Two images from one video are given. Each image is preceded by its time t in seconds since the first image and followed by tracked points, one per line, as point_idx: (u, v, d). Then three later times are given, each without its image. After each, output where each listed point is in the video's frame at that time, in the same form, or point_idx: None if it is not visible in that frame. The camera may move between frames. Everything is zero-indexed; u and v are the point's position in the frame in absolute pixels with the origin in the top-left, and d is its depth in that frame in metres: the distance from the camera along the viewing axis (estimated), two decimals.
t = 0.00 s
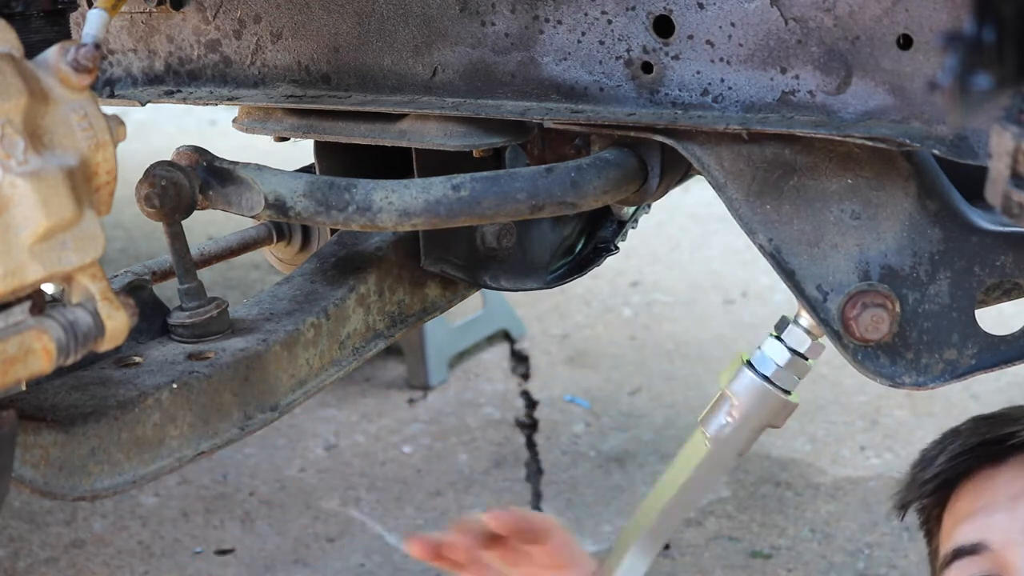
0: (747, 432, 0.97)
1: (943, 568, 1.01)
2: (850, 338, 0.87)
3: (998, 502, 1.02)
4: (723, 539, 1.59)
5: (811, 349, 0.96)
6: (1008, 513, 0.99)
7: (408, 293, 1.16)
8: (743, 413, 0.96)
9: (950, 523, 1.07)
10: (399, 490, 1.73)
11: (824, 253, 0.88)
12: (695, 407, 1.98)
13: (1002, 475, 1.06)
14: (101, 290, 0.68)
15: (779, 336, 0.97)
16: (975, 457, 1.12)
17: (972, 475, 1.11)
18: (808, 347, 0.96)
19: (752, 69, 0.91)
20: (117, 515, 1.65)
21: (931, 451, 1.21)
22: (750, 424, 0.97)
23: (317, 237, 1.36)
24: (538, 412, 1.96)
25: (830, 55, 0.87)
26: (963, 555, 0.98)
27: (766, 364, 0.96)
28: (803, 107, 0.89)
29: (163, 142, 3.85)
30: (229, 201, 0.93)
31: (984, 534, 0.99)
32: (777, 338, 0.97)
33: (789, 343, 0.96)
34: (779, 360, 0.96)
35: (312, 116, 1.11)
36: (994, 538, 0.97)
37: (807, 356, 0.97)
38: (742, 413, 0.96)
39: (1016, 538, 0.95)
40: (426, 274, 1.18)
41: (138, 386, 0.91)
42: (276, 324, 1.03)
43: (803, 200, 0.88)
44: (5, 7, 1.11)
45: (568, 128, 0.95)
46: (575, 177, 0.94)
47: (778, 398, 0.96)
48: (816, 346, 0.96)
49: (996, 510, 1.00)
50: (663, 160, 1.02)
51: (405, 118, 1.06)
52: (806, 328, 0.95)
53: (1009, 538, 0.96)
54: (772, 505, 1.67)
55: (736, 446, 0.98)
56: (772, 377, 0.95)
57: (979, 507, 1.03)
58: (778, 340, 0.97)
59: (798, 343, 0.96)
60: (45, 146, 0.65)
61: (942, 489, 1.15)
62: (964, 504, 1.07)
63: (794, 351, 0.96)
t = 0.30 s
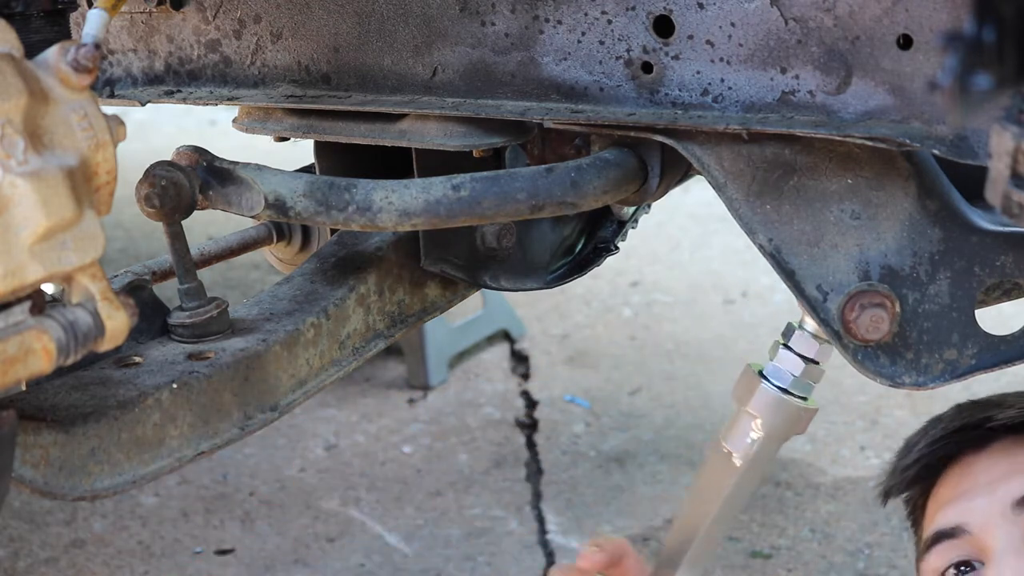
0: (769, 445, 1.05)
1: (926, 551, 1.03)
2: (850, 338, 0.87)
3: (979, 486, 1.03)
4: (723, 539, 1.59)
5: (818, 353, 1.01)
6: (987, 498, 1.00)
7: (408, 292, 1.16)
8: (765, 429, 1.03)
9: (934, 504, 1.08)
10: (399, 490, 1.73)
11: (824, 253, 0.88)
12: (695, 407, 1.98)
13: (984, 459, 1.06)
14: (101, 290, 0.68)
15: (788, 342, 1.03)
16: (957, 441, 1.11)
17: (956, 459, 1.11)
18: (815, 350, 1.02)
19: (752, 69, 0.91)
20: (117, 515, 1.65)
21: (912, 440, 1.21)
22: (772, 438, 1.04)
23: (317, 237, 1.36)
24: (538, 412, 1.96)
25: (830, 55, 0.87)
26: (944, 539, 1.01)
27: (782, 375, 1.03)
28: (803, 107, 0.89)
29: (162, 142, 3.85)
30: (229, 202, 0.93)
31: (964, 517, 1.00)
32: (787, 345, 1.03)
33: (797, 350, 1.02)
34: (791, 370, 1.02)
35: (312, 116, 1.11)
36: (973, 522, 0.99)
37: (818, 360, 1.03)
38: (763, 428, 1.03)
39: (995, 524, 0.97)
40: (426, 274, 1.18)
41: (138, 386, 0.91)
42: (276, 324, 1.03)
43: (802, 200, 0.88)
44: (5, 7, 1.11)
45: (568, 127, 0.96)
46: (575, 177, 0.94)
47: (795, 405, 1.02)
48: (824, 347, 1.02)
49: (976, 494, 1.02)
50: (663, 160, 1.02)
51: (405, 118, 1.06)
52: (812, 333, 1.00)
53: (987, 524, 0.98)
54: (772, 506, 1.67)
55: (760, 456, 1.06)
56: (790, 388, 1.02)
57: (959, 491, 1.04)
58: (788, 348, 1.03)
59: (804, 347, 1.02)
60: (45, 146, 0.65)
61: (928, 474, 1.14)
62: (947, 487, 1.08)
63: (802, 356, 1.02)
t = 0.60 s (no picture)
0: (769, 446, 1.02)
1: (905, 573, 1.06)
2: (849, 338, 0.87)
3: (945, 504, 1.06)
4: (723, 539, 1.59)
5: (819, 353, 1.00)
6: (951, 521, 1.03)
7: (408, 292, 1.16)
8: (765, 429, 1.00)
9: (907, 526, 1.11)
10: (399, 490, 1.73)
11: (824, 253, 0.88)
12: (695, 407, 1.98)
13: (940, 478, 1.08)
14: (101, 290, 0.68)
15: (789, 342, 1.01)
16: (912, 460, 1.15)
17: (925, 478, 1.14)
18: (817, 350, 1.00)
19: (752, 69, 0.91)
20: (117, 515, 1.65)
21: (879, 464, 1.25)
22: (772, 439, 1.01)
23: (317, 237, 1.36)
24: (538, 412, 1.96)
25: (830, 55, 0.87)
26: (920, 561, 1.04)
27: (783, 375, 1.01)
28: (803, 107, 0.89)
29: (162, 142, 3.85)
30: (229, 201, 0.93)
31: (934, 538, 1.03)
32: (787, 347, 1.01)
33: (799, 352, 1.00)
34: (792, 370, 1.00)
35: (312, 116, 1.11)
36: (944, 543, 1.02)
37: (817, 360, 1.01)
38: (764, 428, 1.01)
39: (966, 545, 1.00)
40: (426, 274, 1.18)
41: (138, 386, 0.91)
42: (276, 325, 1.03)
43: (802, 200, 0.88)
44: (5, 7, 1.11)
45: (568, 127, 0.96)
46: (575, 177, 0.94)
47: (794, 406, 1.00)
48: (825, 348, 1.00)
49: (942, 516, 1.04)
50: (663, 160, 1.02)
51: (405, 118, 1.06)
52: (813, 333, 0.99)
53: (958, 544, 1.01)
54: (772, 506, 1.67)
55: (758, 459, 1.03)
56: (791, 389, 1.00)
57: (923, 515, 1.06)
58: (789, 350, 1.01)
59: (807, 348, 1.00)
60: (45, 146, 0.65)
61: (894, 498, 1.19)
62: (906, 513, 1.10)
63: (805, 357, 1.00)
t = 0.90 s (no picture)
0: (733, 426, 0.95)
1: None
2: (850, 338, 0.86)
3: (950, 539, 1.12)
4: (723, 539, 1.59)
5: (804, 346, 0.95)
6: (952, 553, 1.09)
7: (408, 292, 1.16)
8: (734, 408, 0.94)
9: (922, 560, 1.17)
10: (399, 490, 1.73)
11: (824, 253, 0.88)
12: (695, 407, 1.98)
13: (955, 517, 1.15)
14: (101, 290, 0.68)
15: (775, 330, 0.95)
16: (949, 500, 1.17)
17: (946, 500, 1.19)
18: (802, 343, 0.94)
19: (752, 69, 0.91)
20: (117, 515, 1.65)
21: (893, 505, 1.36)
22: (740, 419, 0.95)
23: (317, 237, 1.36)
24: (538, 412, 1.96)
25: (830, 55, 0.87)
26: None
27: (763, 359, 0.94)
28: (803, 107, 0.89)
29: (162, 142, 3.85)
30: (229, 201, 0.93)
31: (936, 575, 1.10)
32: (773, 332, 0.95)
33: (784, 339, 0.94)
34: (775, 356, 0.94)
35: (312, 116, 1.11)
36: None
37: (801, 353, 0.95)
38: (733, 408, 0.94)
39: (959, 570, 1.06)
40: (426, 274, 1.18)
41: (138, 386, 0.91)
42: (276, 325, 1.03)
43: (802, 200, 0.88)
44: (4, 7, 1.11)
45: (568, 127, 0.96)
46: (575, 177, 0.94)
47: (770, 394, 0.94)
48: (810, 343, 0.95)
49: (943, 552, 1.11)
50: (663, 160, 1.02)
51: (405, 118, 1.06)
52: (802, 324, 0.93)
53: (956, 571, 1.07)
54: (772, 506, 1.67)
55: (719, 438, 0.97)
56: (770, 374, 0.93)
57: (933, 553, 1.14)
58: (774, 335, 0.95)
59: (796, 337, 0.94)
60: (44, 146, 0.65)
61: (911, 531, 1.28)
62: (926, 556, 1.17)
63: (789, 347, 0.94)
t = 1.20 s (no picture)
0: (725, 418, 0.95)
1: None
2: (850, 338, 0.86)
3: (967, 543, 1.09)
4: (723, 538, 1.59)
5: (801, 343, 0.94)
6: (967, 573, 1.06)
7: (408, 293, 1.16)
8: (727, 400, 0.94)
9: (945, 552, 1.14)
10: (399, 490, 1.73)
11: (824, 253, 0.88)
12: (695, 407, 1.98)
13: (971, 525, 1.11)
14: (101, 290, 0.68)
15: (772, 325, 0.95)
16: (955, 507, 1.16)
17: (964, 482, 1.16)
18: (799, 339, 0.94)
19: (752, 69, 0.91)
20: (117, 515, 1.65)
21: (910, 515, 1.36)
22: (733, 412, 0.95)
23: (317, 237, 1.36)
24: (538, 412, 1.96)
25: (830, 55, 0.87)
26: None
27: (759, 353, 0.94)
28: (803, 107, 0.89)
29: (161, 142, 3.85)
30: (229, 201, 0.93)
31: None
32: (771, 328, 0.94)
33: (781, 335, 0.94)
34: (771, 351, 0.94)
35: (312, 116, 1.11)
36: None
37: (796, 350, 0.94)
38: (726, 401, 0.94)
39: None
40: (426, 274, 1.18)
41: (138, 386, 0.91)
42: (276, 325, 1.03)
43: (802, 200, 0.88)
44: (5, 7, 1.11)
45: (568, 127, 0.96)
46: (575, 177, 0.94)
47: (764, 389, 0.94)
48: (807, 339, 0.94)
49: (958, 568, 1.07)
50: (663, 160, 1.02)
51: (406, 118, 1.06)
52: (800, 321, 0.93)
53: None
54: (772, 506, 1.67)
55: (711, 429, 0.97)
56: (765, 369, 0.93)
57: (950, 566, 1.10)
58: (772, 330, 0.94)
59: (792, 335, 0.93)
60: (45, 146, 0.65)
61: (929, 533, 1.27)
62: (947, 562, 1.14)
63: (786, 343, 0.94)
